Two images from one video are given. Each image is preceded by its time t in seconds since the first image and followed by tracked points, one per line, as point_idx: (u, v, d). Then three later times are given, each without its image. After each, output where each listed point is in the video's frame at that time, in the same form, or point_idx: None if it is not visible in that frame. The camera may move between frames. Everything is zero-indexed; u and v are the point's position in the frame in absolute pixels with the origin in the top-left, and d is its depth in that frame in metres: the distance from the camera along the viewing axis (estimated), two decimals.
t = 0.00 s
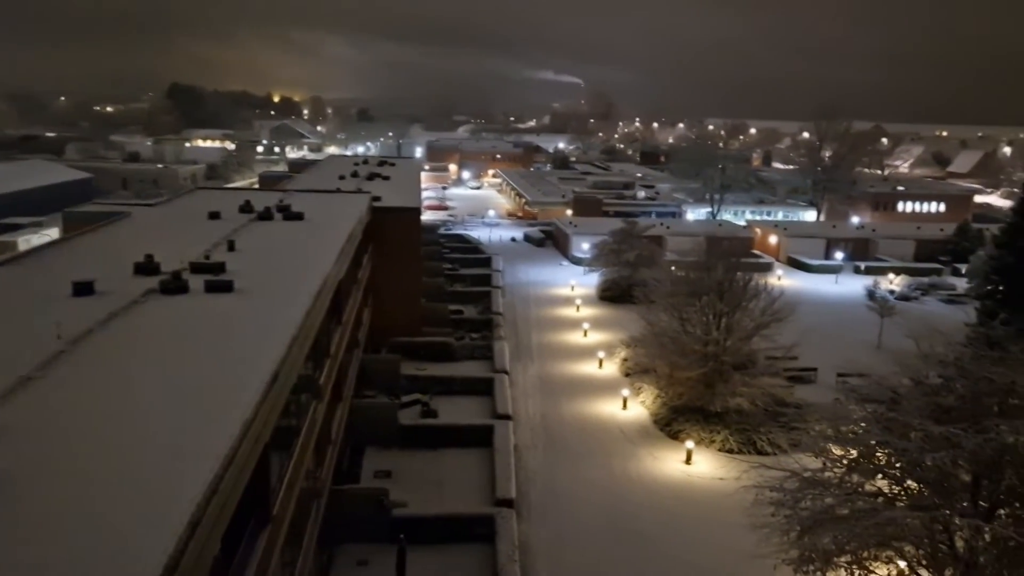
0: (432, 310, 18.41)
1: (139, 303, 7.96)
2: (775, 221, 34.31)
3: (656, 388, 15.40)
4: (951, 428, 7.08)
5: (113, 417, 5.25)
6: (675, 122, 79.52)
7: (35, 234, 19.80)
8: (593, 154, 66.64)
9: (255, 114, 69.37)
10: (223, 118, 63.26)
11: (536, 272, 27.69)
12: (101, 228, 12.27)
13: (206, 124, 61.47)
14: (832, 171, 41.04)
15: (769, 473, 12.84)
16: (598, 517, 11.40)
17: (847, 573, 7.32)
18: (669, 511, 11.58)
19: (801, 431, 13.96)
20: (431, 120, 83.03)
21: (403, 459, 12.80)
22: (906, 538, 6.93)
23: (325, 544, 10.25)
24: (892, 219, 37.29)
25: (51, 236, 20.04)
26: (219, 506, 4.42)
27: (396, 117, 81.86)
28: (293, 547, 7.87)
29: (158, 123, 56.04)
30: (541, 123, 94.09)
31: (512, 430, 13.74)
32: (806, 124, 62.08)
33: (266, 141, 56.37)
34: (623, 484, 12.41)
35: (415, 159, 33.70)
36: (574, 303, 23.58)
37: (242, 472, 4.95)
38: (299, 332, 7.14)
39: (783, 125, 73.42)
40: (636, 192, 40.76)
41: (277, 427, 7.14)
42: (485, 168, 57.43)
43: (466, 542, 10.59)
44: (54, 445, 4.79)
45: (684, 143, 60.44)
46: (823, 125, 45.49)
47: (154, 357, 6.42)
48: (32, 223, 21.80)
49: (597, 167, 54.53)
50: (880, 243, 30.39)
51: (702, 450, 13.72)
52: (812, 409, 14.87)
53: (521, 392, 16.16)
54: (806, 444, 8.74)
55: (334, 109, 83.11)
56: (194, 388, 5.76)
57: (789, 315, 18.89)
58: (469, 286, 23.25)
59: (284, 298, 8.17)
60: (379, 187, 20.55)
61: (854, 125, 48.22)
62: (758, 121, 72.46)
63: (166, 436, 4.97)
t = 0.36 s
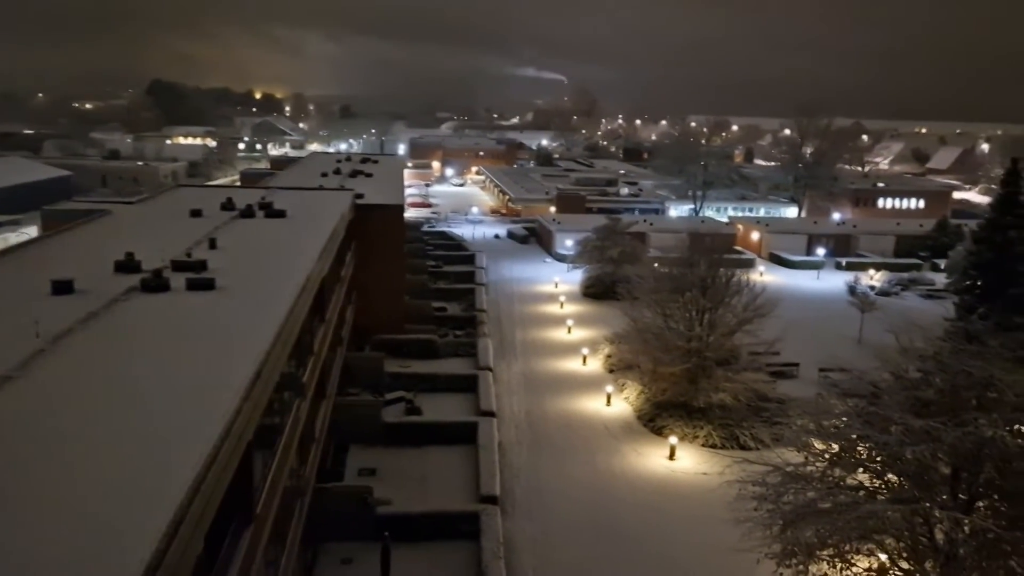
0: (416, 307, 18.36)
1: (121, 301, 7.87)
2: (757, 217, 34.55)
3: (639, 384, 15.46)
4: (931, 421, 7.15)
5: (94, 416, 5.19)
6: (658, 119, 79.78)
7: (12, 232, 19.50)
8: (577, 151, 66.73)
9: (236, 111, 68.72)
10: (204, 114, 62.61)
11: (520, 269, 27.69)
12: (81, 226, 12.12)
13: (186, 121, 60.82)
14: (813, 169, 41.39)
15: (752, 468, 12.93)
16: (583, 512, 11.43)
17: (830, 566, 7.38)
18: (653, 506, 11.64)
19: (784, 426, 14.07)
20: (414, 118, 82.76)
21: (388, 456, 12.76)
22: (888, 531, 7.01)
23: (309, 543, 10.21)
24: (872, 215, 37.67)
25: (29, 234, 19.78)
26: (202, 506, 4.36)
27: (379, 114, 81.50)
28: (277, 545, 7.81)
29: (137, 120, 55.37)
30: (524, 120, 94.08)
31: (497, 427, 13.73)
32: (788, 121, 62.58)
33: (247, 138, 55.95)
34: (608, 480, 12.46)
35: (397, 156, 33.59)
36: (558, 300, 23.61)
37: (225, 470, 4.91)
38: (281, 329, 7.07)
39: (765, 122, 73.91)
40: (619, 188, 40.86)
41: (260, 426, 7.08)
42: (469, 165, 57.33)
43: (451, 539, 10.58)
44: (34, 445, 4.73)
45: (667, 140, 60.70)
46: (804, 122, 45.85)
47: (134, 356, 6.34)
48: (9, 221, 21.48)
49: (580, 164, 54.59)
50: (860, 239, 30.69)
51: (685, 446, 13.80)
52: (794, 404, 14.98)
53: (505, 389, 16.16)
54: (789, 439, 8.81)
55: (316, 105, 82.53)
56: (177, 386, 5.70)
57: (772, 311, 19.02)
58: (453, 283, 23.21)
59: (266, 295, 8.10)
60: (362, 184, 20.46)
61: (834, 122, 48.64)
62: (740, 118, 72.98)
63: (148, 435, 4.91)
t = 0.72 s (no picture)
0: (399, 305, 18.30)
1: (101, 300, 7.77)
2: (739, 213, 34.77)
3: (623, 380, 15.52)
4: (911, 415, 7.24)
5: (74, 416, 5.13)
6: (640, 115, 80.01)
7: None
8: (560, 148, 66.80)
9: (216, 108, 68.05)
10: (184, 111, 61.92)
11: (504, 266, 27.69)
12: (59, 224, 11.95)
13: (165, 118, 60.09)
14: (794, 165, 41.71)
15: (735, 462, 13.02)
16: (568, 508, 11.46)
17: (811, 559, 7.47)
18: (638, 502, 11.70)
19: (766, 421, 14.18)
20: (397, 114, 82.45)
21: (372, 454, 12.72)
22: (868, 523, 7.10)
23: (293, 542, 10.16)
24: (852, 211, 38.05)
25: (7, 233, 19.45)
26: (184, 505, 4.33)
27: (361, 110, 81.07)
28: (260, 544, 7.76)
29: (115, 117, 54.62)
30: (507, 116, 94.00)
31: (481, 424, 13.73)
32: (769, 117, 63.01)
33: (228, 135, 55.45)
34: (592, 475, 12.50)
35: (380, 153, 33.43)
36: (541, 296, 23.63)
37: (208, 469, 4.87)
38: (264, 327, 7.03)
39: (746, 118, 74.36)
40: (602, 185, 40.95)
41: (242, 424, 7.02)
42: (451, 162, 57.19)
43: (436, 536, 10.56)
44: (14, 446, 4.67)
45: (649, 137, 60.89)
46: (785, 118, 46.17)
47: (114, 355, 6.27)
48: None
49: (563, 161, 54.68)
50: (841, 234, 31.00)
51: (668, 441, 13.87)
52: (776, 399, 15.10)
53: (489, 386, 16.15)
54: (770, 434, 8.88)
55: (297, 102, 81.89)
56: (160, 385, 5.65)
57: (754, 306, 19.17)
58: (436, 281, 23.16)
59: (247, 294, 8.04)
60: (345, 181, 20.35)
61: (815, 118, 49.04)
62: (721, 114, 73.38)
63: (131, 435, 4.87)
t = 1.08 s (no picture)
0: (384, 302, 18.22)
1: (81, 299, 7.67)
2: (722, 209, 34.94)
3: (608, 376, 15.57)
4: (893, 409, 7.30)
5: (54, 416, 5.06)
6: (625, 112, 80.18)
7: None
8: (544, 144, 66.79)
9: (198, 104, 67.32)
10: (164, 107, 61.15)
11: (488, 263, 27.65)
12: (37, 223, 11.77)
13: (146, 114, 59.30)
14: (777, 161, 41.96)
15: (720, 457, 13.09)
16: (553, 506, 11.46)
17: (795, 552, 7.55)
18: (623, 497, 11.74)
19: (750, 416, 14.26)
20: (380, 111, 82.08)
21: (357, 453, 12.66)
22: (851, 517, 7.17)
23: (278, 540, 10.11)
24: (834, 207, 38.39)
25: None
26: (167, 505, 4.28)
27: (345, 107, 80.57)
28: (246, 543, 7.71)
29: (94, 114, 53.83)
30: (491, 113, 93.91)
31: (466, 421, 13.72)
32: (752, 114, 63.38)
33: (210, 132, 54.97)
34: (578, 471, 12.54)
35: (364, 150, 33.25)
36: (526, 293, 23.64)
37: (191, 468, 4.81)
38: (247, 324, 6.97)
39: (730, 115, 74.79)
40: (587, 182, 40.99)
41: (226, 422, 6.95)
42: (436, 159, 57.01)
43: (422, 533, 10.54)
44: None
45: (633, 133, 61.04)
46: (768, 115, 46.42)
47: (95, 354, 6.20)
48: None
49: (548, 158, 54.66)
50: (823, 230, 31.22)
51: (654, 437, 13.92)
52: (759, 394, 15.19)
53: (474, 383, 16.14)
54: (754, 429, 8.95)
55: (280, 99, 81.19)
56: (140, 386, 5.57)
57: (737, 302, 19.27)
58: (420, 278, 23.09)
59: (230, 291, 7.96)
60: (328, 179, 20.23)
61: (797, 115, 49.35)
62: (705, 111, 73.68)
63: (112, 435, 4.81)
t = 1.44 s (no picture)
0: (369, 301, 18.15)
1: (65, 299, 7.59)
2: (708, 206, 35.07)
3: (594, 373, 15.62)
4: (877, 404, 7.37)
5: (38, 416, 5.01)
6: (610, 109, 80.30)
7: None
8: (530, 142, 66.81)
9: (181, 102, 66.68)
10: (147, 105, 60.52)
11: (475, 261, 27.62)
12: (18, 221, 11.63)
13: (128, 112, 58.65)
14: (762, 159, 42.19)
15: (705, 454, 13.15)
16: (540, 503, 11.47)
17: (781, 547, 7.61)
18: (610, 494, 11.77)
19: (736, 412, 14.34)
20: (365, 109, 81.74)
21: (343, 451, 12.62)
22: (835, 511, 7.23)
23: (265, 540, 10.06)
24: (819, 203, 38.68)
25: None
26: (152, 506, 4.23)
27: (329, 105, 80.13)
28: (232, 543, 7.66)
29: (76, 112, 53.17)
30: (477, 111, 93.76)
31: (453, 419, 13.71)
32: (737, 112, 63.68)
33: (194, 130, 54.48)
34: (565, 469, 12.56)
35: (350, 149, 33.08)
36: (513, 291, 23.64)
37: (176, 469, 4.77)
38: (232, 324, 6.92)
39: (715, 112, 75.11)
40: (573, 179, 41.03)
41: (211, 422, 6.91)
42: (421, 157, 56.87)
43: (410, 532, 10.52)
44: None
45: (619, 131, 61.18)
46: (753, 113, 46.64)
47: (78, 355, 6.13)
48: None
49: (534, 155, 54.65)
50: (808, 227, 31.42)
51: (640, 433, 13.97)
52: (745, 391, 15.26)
53: (461, 381, 16.13)
54: (741, 425, 9.01)
55: (264, 96, 80.61)
56: (124, 386, 5.52)
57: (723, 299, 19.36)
58: (407, 276, 23.04)
59: (215, 290, 7.90)
60: (314, 177, 20.10)
61: (781, 112, 49.61)
62: (690, 109, 73.95)
63: (95, 436, 4.76)
